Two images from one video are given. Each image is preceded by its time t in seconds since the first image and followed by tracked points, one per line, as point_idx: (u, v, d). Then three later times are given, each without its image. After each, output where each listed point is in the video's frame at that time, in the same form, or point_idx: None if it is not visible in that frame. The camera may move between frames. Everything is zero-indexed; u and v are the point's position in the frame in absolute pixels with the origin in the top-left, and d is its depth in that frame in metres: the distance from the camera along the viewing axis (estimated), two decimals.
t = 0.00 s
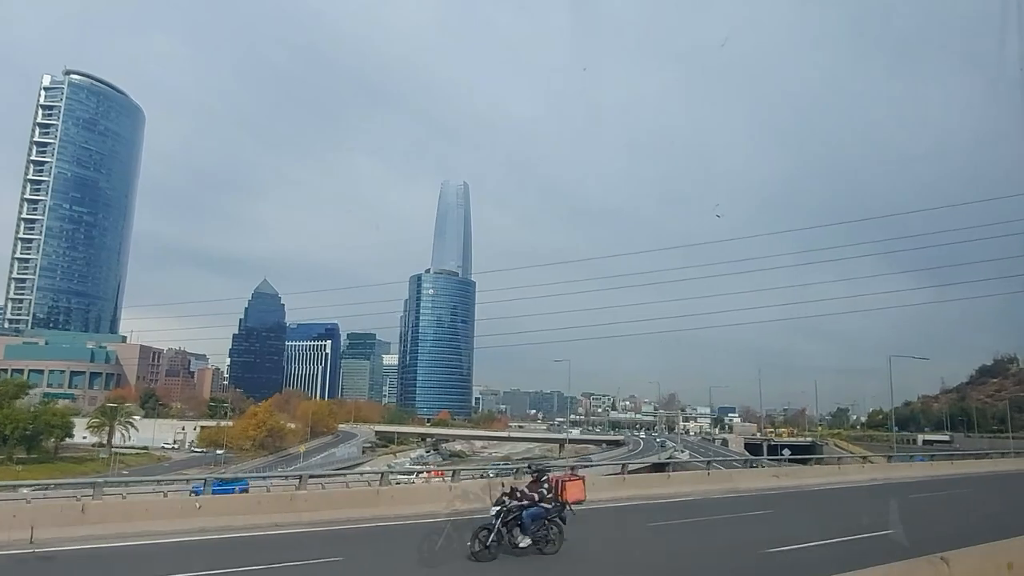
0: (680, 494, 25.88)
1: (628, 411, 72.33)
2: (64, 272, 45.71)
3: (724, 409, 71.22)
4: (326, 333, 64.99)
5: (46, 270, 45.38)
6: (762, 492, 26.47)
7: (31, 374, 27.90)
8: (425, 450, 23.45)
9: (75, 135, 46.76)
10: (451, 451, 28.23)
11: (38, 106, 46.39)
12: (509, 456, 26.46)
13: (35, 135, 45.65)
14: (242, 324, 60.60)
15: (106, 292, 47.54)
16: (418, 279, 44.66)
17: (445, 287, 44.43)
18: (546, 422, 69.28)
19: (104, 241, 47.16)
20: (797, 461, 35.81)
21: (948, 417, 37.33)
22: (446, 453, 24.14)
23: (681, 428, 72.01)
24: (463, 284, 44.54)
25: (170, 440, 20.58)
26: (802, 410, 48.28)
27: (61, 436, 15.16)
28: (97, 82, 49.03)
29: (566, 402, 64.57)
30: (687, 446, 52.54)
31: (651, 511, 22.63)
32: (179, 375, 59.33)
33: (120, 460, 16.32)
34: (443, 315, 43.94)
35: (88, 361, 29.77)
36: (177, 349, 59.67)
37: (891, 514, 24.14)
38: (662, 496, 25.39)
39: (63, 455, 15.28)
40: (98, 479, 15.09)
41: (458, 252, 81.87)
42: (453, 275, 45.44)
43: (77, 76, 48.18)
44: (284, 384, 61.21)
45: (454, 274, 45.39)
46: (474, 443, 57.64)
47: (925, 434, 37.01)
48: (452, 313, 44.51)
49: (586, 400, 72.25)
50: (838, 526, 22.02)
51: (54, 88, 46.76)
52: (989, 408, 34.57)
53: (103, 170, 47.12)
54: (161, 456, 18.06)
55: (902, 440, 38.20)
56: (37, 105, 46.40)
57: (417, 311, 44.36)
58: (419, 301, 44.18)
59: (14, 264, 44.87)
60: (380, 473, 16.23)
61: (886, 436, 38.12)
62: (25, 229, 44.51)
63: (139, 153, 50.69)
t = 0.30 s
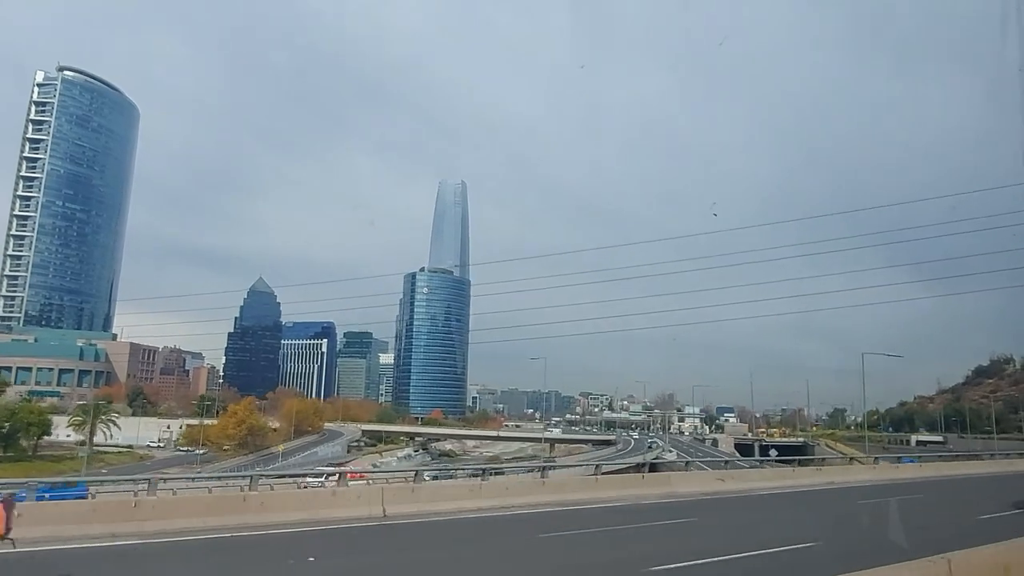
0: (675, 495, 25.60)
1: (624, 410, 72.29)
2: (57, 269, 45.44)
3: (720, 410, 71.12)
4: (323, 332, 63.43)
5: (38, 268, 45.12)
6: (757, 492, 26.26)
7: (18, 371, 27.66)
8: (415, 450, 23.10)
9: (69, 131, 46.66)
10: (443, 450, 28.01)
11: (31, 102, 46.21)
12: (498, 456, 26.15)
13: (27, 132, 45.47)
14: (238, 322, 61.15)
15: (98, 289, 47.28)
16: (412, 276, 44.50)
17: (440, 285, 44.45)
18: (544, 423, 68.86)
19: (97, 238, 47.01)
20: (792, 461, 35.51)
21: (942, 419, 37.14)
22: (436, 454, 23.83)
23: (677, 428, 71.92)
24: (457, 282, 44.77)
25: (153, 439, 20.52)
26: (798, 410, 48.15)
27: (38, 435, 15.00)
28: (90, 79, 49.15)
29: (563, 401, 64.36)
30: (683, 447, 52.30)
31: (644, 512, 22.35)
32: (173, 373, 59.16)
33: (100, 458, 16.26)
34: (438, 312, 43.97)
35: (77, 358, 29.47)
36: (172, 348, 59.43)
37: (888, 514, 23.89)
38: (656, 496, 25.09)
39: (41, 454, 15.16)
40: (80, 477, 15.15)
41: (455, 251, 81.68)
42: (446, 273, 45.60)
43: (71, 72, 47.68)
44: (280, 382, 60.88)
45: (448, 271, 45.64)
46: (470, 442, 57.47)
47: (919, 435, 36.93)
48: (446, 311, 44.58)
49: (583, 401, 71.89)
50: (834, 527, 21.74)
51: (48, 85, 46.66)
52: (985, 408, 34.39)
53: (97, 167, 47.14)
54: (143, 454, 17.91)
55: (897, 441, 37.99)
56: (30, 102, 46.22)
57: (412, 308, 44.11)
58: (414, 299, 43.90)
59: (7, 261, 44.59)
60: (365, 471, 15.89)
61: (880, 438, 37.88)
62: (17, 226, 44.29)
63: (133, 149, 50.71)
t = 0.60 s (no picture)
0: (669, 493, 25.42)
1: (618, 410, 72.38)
2: (49, 267, 45.00)
3: (715, 410, 71.21)
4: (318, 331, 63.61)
5: (31, 265, 44.73)
6: (753, 489, 26.05)
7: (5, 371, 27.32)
8: (405, 449, 22.92)
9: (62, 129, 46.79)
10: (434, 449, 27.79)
11: (24, 100, 46.09)
12: (488, 455, 25.98)
13: (21, 129, 45.21)
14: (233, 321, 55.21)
15: (91, 288, 47.06)
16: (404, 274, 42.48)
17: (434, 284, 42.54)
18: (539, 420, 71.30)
19: (91, 237, 46.70)
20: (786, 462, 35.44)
21: (936, 418, 37.11)
22: (426, 452, 23.64)
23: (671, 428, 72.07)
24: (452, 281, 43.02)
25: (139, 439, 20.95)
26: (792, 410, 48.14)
27: (17, 434, 14.89)
28: (84, 77, 49.23)
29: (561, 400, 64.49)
30: (679, 447, 52.25)
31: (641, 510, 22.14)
32: (168, 372, 58.77)
33: (81, 458, 16.18)
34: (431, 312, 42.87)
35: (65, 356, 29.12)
36: (167, 346, 60.01)
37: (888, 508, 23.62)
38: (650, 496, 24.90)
39: (20, 453, 15.08)
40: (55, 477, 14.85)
41: (452, 248, 81.27)
42: (441, 271, 43.58)
43: (64, 70, 48.51)
44: (276, 382, 60.46)
45: (442, 269, 43.60)
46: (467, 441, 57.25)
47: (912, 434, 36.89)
48: (440, 310, 43.47)
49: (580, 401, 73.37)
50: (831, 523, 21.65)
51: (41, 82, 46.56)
52: (979, 408, 34.28)
53: (89, 166, 46.99)
54: (126, 454, 17.79)
55: (890, 440, 37.89)
56: (23, 99, 46.09)
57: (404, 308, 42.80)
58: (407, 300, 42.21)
59: None
60: (347, 472, 15.52)
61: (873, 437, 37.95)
62: (10, 224, 43.92)
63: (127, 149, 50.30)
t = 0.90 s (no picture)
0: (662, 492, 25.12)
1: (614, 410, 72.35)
2: (42, 265, 44.83)
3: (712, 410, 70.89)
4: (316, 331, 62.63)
5: (24, 264, 44.64)
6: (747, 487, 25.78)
7: None
8: (393, 450, 22.62)
9: (54, 127, 47.01)
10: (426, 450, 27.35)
11: (17, 99, 46.70)
12: (479, 456, 25.68)
13: (14, 128, 45.61)
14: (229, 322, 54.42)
15: (84, 286, 46.50)
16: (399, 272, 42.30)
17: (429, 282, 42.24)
18: (538, 419, 71.87)
19: (86, 235, 46.10)
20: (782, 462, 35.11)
21: (932, 418, 36.83)
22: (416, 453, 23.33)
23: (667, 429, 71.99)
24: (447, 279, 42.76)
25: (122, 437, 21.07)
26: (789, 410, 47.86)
27: None
28: (79, 75, 49.61)
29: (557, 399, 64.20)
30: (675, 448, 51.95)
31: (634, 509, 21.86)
32: (162, 372, 59.53)
33: (61, 458, 16.00)
34: (425, 311, 42.52)
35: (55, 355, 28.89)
36: (163, 345, 59.81)
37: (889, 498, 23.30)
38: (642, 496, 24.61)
39: None
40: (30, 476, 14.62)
41: (450, 246, 80.99)
42: (435, 270, 43.35)
43: (58, 68, 48.75)
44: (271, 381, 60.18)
45: (437, 268, 43.38)
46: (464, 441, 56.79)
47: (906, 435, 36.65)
48: (435, 309, 43.16)
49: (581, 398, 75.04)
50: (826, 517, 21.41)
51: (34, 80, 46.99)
52: (974, 409, 33.99)
53: (82, 163, 46.63)
54: (108, 454, 17.60)
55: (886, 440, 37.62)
56: (17, 98, 46.70)
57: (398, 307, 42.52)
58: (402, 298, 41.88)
59: None
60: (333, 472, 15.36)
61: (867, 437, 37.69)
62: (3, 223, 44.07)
63: (122, 145, 49.62)
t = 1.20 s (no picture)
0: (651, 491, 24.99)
1: (608, 408, 72.38)
2: (33, 263, 44.20)
3: (706, 409, 71.10)
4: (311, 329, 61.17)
5: (14, 261, 43.69)
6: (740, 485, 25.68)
7: None
8: (381, 448, 22.42)
9: (46, 124, 46.69)
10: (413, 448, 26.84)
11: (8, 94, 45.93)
12: (467, 454, 25.53)
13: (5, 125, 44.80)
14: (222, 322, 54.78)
15: (76, 284, 46.24)
16: (392, 270, 42.32)
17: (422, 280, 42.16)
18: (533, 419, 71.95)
19: (76, 233, 46.34)
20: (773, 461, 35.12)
21: (924, 416, 36.97)
22: (403, 451, 23.14)
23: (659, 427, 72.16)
24: (441, 277, 42.74)
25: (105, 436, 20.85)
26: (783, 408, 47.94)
27: None
28: (70, 71, 49.08)
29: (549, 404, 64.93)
30: (669, 446, 52.05)
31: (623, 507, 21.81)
32: (157, 371, 59.56)
33: (39, 457, 15.75)
34: (419, 309, 42.38)
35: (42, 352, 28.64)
36: (157, 344, 60.04)
37: (884, 497, 23.10)
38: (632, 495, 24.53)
39: None
40: (8, 475, 14.41)
41: (446, 243, 80.93)
42: (429, 267, 43.37)
43: (48, 64, 48.21)
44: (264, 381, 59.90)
45: (431, 266, 43.38)
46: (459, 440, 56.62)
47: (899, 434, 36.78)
48: (428, 307, 43.11)
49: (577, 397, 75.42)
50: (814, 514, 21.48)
51: (25, 76, 46.42)
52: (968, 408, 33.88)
53: (74, 161, 46.52)
54: (90, 453, 17.37)
55: (876, 438, 37.80)
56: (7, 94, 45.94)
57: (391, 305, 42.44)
58: (394, 296, 41.81)
59: None
60: (313, 472, 14.91)
61: (860, 436, 37.86)
62: None
63: (114, 145, 50.00)
